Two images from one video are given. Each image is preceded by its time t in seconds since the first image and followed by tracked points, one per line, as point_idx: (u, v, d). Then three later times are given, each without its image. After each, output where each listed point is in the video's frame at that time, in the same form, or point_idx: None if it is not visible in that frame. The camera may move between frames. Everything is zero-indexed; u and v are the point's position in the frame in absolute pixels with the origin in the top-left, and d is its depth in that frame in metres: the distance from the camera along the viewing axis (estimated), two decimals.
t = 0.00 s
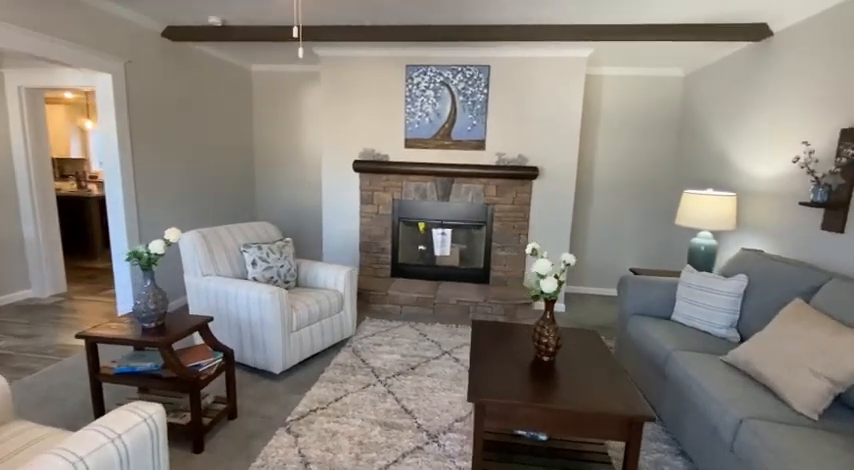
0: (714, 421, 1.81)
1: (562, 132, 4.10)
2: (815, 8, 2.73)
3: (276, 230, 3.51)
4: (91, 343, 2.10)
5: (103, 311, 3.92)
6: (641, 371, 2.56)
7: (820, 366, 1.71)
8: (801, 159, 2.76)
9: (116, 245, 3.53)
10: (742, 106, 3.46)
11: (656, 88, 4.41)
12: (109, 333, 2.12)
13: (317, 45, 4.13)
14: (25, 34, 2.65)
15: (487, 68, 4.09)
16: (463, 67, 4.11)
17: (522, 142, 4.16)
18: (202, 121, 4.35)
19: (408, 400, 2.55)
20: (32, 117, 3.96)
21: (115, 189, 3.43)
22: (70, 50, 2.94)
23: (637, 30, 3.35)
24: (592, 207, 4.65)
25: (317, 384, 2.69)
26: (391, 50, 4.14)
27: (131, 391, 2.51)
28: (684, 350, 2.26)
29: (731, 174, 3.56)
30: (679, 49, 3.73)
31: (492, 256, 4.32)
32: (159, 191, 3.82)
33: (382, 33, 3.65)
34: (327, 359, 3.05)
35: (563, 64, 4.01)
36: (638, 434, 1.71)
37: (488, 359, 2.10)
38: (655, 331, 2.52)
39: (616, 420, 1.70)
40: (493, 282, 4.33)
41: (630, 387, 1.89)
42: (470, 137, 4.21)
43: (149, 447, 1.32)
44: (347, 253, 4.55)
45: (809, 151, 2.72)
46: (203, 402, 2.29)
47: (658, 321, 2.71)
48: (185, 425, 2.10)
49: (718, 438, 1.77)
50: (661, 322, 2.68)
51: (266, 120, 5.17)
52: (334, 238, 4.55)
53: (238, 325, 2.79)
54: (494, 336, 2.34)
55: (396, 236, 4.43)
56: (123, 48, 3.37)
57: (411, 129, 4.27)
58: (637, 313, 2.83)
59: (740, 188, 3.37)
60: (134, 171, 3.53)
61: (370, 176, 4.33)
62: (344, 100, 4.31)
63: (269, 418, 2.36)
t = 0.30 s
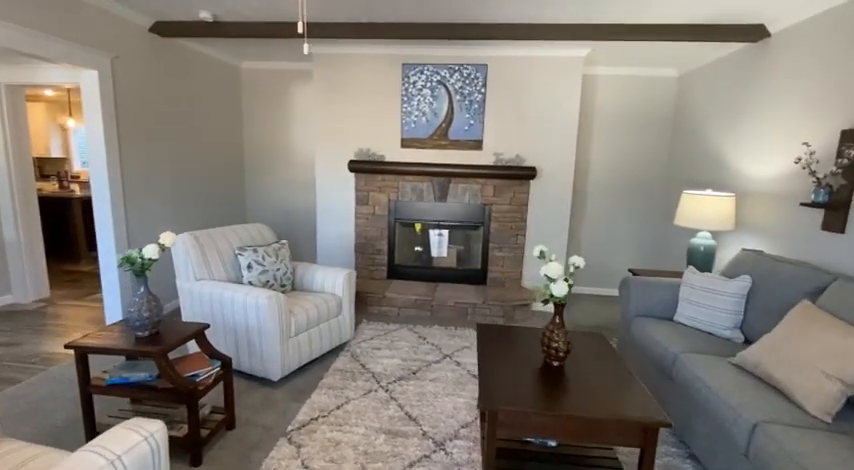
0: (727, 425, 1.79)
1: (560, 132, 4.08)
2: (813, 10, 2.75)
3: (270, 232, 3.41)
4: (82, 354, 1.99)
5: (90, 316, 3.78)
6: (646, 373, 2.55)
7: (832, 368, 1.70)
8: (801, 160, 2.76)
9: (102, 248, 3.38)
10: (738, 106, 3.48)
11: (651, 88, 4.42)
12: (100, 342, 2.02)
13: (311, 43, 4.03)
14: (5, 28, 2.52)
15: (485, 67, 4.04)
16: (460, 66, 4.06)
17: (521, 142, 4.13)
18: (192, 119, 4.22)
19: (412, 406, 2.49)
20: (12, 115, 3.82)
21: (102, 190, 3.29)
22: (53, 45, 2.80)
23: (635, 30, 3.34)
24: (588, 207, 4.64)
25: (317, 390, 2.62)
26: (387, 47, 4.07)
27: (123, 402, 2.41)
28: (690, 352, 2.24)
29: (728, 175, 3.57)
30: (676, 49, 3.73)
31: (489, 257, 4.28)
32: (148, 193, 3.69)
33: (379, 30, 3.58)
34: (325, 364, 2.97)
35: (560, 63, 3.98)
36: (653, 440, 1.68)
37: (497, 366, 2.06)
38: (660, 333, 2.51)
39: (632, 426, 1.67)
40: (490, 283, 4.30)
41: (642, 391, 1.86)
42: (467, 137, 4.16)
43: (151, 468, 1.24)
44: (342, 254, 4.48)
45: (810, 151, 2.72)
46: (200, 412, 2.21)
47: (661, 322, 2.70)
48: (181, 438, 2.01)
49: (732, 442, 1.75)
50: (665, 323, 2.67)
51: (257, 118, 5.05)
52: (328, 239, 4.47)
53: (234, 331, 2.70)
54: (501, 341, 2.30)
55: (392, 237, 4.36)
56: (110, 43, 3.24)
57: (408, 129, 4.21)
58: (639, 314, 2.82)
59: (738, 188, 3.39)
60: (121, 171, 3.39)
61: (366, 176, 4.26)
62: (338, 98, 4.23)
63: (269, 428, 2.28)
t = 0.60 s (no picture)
0: (737, 426, 1.80)
1: (557, 132, 4.08)
2: (809, 13, 2.79)
3: (267, 234, 3.34)
4: (78, 363, 1.91)
5: (78, 322, 3.66)
6: (650, 374, 2.56)
7: (841, 368, 1.71)
8: (800, 161, 2.78)
9: (93, 251, 3.26)
10: (733, 108, 3.52)
11: (645, 89, 4.46)
12: (97, 351, 1.94)
13: (306, 41, 3.96)
14: None
15: (482, 67, 4.03)
16: (458, 66, 4.03)
17: (518, 143, 4.13)
18: (183, 119, 4.11)
19: (417, 410, 2.46)
20: None
21: (91, 192, 3.17)
22: (40, 41, 2.70)
23: (633, 32, 3.36)
24: (584, 207, 4.66)
25: (320, 396, 2.57)
26: (384, 47, 4.02)
27: (119, 412, 2.33)
28: (696, 353, 2.26)
29: (723, 175, 3.62)
30: (671, 51, 3.77)
31: (487, 258, 4.27)
32: (138, 194, 3.58)
33: (377, 29, 3.53)
34: (326, 369, 2.92)
35: (557, 63, 3.99)
36: (667, 443, 1.68)
37: (506, 370, 2.04)
38: (664, 334, 2.52)
39: (647, 429, 1.67)
40: (488, 284, 4.29)
41: (653, 393, 1.86)
42: (464, 137, 4.14)
43: None
44: (338, 256, 4.42)
45: (808, 152, 2.74)
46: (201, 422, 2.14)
47: (663, 322, 2.71)
48: (183, 449, 1.95)
49: (743, 443, 1.76)
50: (667, 323, 2.69)
51: (249, 117, 4.95)
52: (324, 240, 4.41)
53: (233, 337, 2.63)
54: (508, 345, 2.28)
55: (389, 238, 4.32)
56: (99, 40, 3.13)
57: (405, 129, 4.17)
58: (641, 315, 2.83)
59: (733, 188, 3.44)
60: (111, 172, 3.28)
61: (362, 177, 4.21)
62: (334, 98, 4.17)
63: (272, 435, 2.23)
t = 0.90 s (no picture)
0: (741, 420, 1.85)
1: (555, 133, 4.14)
2: (803, 19, 2.87)
3: (269, 235, 3.33)
4: (87, 366, 1.89)
5: (74, 325, 3.60)
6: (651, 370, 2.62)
7: (839, 363, 1.78)
8: (794, 162, 2.88)
9: (91, 254, 3.20)
10: (727, 110, 3.61)
11: (640, 91, 4.54)
12: (106, 354, 1.92)
13: (305, 40, 3.95)
14: None
15: (482, 69, 4.06)
16: (458, 67, 4.06)
17: (517, 143, 4.17)
18: (180, 118, 4.07)
19: (425, 409, 2.48)
20: None
21: (89, 193, 3.12)
22: (38, 39, 2.65)
23: (632, 35, 3.43)
24: (580, 206, 4.73)
25: (327, 397, 2.58)
26: (384, 47, 4.03)
27: (126, 416, 2.30)
28: (698, 349, 2.32)
29: (717, 176, 3.71)
30: (667, 53, 3.84)
31: (487, 258, 4.32)
32: (136, 195, 3.53)
33: (379, 30, 3.54)
34: (331, 369, 2.92)
35: (555, 65, 4.04)
36: (676, 437, 1.72)
37: (517, 368, 2.07)
38: (665, 331, 2.58)
39: (657, 424, 1.71)
40: (488, 283, 4.34)
41: (662, 389, 1.91)
42: (464, 138, 4.17)
43: None
44: (338, 256, 4.42)
45: (802, 154, 2.84)
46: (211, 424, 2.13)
47: (664, 319, 2.78)
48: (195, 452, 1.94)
49: (747, 436, 1.82)
50: (668, 321, 2.75)
51: (246, 117, 4.91)
52: (323, 240, 4.41)
53: (238, 339, 2.61)
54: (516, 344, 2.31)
55: (389, 238, 4.34)
56: (96, 39, 3.08)
57: (405, 129, 4.18)
58: (641, 312, 2.90)
59: (728, 189, 3.53)
60: (109, 173, 3.23)
61: (362, 177, 4.21)
62: (333, 98, 4.16)
63: (282, 436, 2.23)
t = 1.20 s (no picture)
0: (741, 409, 1.94)
1: (554, 134, 4.22)
2: (797, 24, 2.98)
3: (275, 235, 3.36)
4: (106, 364, 1.91)
5: (76, 325, 3.59)
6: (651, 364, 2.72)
7: (834, 353, 1.88)
8: (786, 163, 3.00)
9: (95, 254, 3.20)
10: (721, 112, 3.73)
11: (635, 93, 4.65)
12: (124, 352, 1.94)
13: (307, 41, 3.97)
14: None
15: (482, 70, 4.13)
16: (458, 68, 4.13)
17: (516, 143, 4.24)
18: (182, 118, 4.07)
19: (435, 404, 2.55)
20: None
21: (94, 193, 3.12)
22: (45, 39, 2.65)
23: (629, 39, 3.52)
24: (577, 205, 4.83)
25: (337, 393, 2.62)
26: (385, 48, 4.07)
27: (139, 414, 2.32)
28: (697, 343, 2.41)
29: (711, 175, 3.83)
30: (663, 57, 3.95)
31: (487, 256, 4.39)
32: (139, 195, 3.53)
33: (382, 32, 3.58)
34: (339, 367, 2.97)
35: (554, 67, 4.12)
36: (682, 425, 1.80)
37: (526, 363, 2.14)
38: (665, 326, 2.68)
39: (664, 413, 1.79)
40: (487, 281, 4.41)
41: (667, 380, 2.00)
42: (464, 138, 4.24)
43: None
44: (339, 255, 4.46)
45: (793, 155, 2.96)
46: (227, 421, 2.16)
47: (663, 314, 2.87)
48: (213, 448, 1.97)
49: (747, 423, 1.92)
50: (666, 316, 2.85)
51: (245, 117, 4.92)
52: (325, 239, 4.44)
53: (249, 337, 2.64)
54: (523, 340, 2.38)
55: (391, 237, 4.39)
56: (101, 38, 3.08)
57: (406, 130, 4.24)
58: (641, 308, 2.99)
59: (721, 188, 3.64)
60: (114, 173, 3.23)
61: (364, 177, 4.26)
62: (334, 99, 4.20)
63: (295, 432, 2.27)
